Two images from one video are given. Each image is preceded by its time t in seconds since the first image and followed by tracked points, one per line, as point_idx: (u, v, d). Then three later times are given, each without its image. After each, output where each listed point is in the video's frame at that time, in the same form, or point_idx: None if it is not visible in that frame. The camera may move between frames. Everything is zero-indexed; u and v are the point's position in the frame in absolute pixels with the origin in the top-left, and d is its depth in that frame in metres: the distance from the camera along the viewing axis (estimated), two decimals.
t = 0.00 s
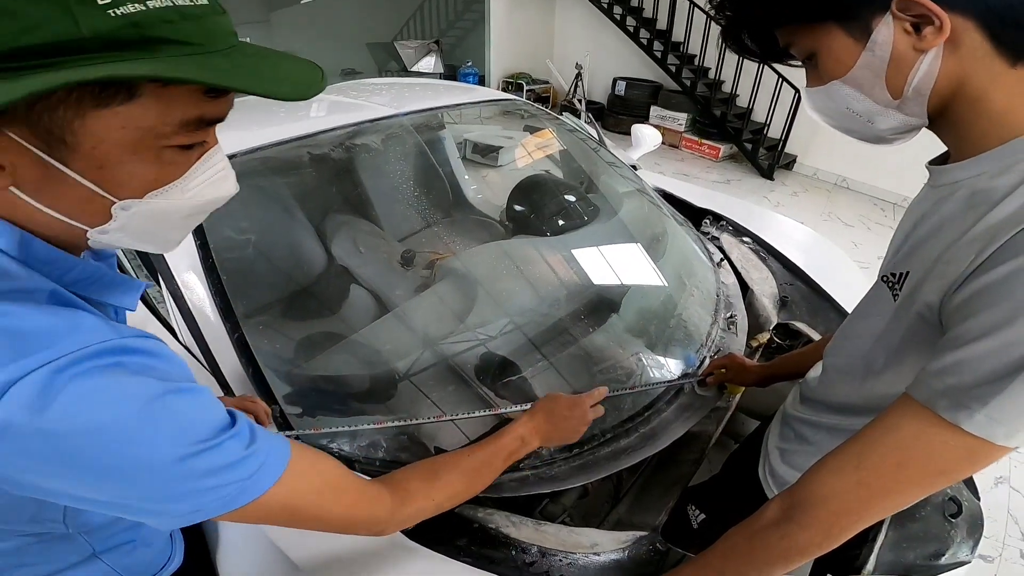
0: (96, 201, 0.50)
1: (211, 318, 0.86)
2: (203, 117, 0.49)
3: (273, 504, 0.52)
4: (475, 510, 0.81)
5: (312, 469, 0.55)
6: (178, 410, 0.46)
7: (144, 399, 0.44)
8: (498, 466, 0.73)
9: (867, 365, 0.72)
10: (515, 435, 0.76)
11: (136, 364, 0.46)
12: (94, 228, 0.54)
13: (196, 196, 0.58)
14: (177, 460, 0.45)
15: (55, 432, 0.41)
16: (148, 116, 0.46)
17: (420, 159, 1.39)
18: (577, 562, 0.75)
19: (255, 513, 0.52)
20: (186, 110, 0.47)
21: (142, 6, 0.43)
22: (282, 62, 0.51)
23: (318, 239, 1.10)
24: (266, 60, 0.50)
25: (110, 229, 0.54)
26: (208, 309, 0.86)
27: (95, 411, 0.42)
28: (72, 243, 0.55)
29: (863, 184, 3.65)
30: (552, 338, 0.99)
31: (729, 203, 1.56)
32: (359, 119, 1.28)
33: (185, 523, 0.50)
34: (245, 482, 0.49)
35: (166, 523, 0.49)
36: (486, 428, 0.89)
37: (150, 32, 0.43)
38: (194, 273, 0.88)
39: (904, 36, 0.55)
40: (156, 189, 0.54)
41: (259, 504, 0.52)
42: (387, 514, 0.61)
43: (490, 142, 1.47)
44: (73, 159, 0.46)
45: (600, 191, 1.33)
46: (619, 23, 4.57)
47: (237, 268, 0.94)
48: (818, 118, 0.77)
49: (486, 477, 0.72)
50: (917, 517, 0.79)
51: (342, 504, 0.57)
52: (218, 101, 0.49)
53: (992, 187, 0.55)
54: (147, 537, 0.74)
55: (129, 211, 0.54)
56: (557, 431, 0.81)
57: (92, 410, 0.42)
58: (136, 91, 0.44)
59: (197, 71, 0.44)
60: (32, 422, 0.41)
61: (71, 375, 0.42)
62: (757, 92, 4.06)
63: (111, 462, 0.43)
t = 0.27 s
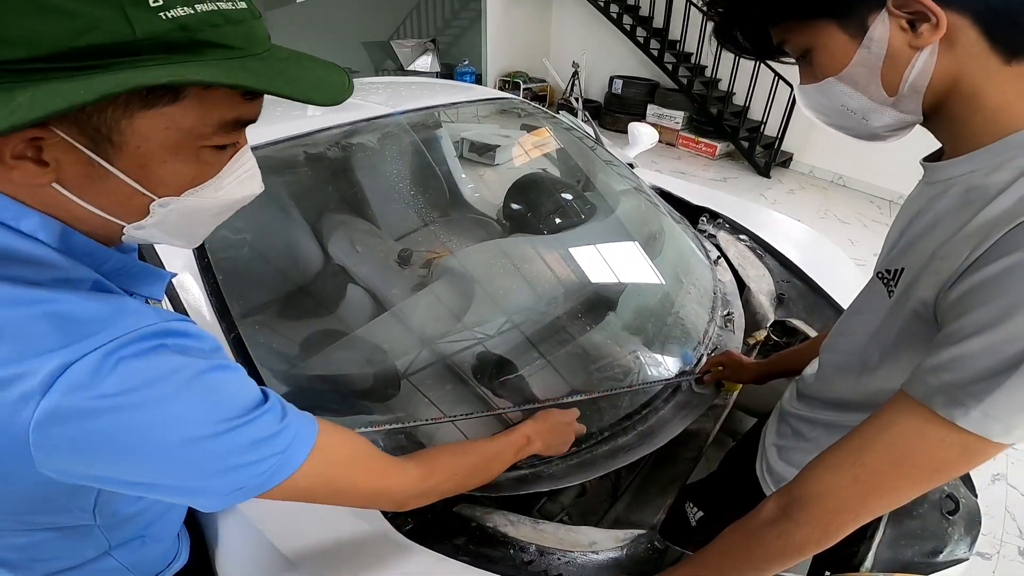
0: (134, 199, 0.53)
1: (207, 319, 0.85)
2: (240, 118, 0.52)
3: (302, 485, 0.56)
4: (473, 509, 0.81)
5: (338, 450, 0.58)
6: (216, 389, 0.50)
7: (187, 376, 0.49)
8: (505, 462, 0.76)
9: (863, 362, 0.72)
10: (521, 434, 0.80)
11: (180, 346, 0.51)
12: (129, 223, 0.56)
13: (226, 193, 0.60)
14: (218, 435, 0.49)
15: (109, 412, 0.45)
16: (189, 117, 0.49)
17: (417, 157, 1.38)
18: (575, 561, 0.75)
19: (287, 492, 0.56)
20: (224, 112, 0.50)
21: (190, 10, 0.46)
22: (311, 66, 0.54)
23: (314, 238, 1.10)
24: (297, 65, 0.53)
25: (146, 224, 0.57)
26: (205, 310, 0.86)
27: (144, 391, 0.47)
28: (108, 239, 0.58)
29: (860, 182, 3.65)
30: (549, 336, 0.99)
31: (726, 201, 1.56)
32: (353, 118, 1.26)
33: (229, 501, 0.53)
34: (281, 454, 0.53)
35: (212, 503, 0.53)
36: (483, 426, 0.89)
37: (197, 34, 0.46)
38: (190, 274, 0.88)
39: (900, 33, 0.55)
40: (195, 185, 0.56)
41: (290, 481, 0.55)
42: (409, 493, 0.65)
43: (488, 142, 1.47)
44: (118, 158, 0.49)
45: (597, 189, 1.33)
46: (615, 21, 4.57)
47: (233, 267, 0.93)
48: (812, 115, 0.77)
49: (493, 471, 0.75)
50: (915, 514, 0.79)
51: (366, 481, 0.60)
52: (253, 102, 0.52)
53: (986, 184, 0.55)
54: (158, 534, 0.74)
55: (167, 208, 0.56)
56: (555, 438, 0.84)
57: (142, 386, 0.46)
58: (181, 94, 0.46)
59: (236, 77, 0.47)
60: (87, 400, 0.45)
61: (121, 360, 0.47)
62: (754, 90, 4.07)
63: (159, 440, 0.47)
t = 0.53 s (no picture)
0: (150, 203, 0.53)
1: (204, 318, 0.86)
2: (254, 122, 0.52)
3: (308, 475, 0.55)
4: (471, 509, 0.81)
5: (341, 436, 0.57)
6: (228, 385, 0.50)
7: (201, 375, 0.48)
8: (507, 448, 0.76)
9: (861, 360, 0.72)
10: (524, 420, 0.79)
11: (195, 343, 0.51)
12: (145, 224, 0.55)
13: (239, 196, 0.60)
14: (229, 430, 0.49)
15: (122, 408, 0.45)
16: (203, 124, 0.48)
17: (414, 157, 1.38)
18: (574, 561, 0.75)
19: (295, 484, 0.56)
20: (239, 117, 0.50)
21: (205, 16, 0.46)
22: (323, 70, 0.54)
23: (312, 238, 1.10)
24: (310, 70, 0.53)
25: (162, 224, 0.56)
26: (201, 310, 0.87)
27: (157, 387, 0.46)
28: (124, 240, 0.57)
29: (857, 180, 3.65)
30: (548, 335, 0.99)
31: (724, 199, 1.55)
32: (351, 117, 1.27)
33: (240, 495, 0.53)
34: (291, 449, 0.53)
35: (222, 497, 0.53)
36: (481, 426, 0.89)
37: (212, 41, 0.46)
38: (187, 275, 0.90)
39: (898, 31, 0.55)
40: (209, 189, 0.56)
41: (299, 476, 0.55)
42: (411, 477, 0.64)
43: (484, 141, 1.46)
44: (135, 163, 0.49)
45: (595, 188, 1.33)
46: (613, 20, 4.57)
47: (230, 268, 0.95)
48: (809, 115, 0.77)
49: (494, 458, 0.74)
50: (913, 512, 0.79)
51: (379, 465, 0.60)
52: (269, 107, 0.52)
53: (984, 183, 0.55)
54: (158, 532, 0.74)
55: (183, 210, 0.56)
56: (558, 424, 0.84)
57: (157, 385, 0.46)
58: (196, 102, 0.46)
59: (250, 82, 0.47)
60: (105, 399, 0.45)
61: (136, 357, 0.46)
62: (751, 89, 4.07)
63: (171, 435, 0.47)
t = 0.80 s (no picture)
0: (146, 206, 0.52)
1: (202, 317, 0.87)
2: (248, 123, 0.52)
3: (334, 443, 0.55)
4: (470, 508, 0.81)
5: (363, 404, 0.58)
6: (240, 360, 0.50)
7: (213, 354, 0.49)
8: (521, 421, 0.77)
9: (860, 359, 0.72)
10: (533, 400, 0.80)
11: (203, 326, 0.51)
12: (143, 228, 0.55)
13: (236, 197, 0.59)
14: (245, 404, 0.49)
15: (138, 390, 0.46)
16: (196, 127, 0.48)
17: (413, 157, 1.38)
18: (574, 560, 0.75)
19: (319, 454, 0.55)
20: (233, 120, 0.50)
21: (196, 17, 0.45)
22: (321, 69, 0.54)
23: (310, 238, 1.09)
24: (305, 69, 0.53)
25: (159, 228, 0.56)
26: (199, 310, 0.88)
27: (170, 367, 0.47)
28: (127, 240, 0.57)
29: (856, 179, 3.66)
30: (546, 335, 0.99)
31: (723, 199, 1.55)
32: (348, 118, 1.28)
33: (263, 472, 0.53)
34: (307, 421, 0.53)
35: (247, 476, 0.52)
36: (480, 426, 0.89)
37: (203, 43, 0.46)
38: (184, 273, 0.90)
39: (897, 31, 0.55)
40: (205, 191, 0.55)
41: (322, 447, 0.55)
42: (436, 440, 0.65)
43: (483, 140, 1.46)
44: (129, 166, 0.49)
45: (593, 187, 1.33)
46: (611, 20, 4.57)
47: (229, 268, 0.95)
48: (807, 115, 0.77)
49: (512, 427, 0.75)
50: (912, 511, 0.80)
51: (398, 427, 0.61)
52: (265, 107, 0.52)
53: (983, 182, 0.56)
54: (162, 531, 0.74)
55: (179, 212, 0.55)
56: (564, 410, 0.85)
57: (172, 366, 0.47)
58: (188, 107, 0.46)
59: (240, 86, 0.47)
60: (122, 383, 0.45)
61: (148, 340, 0.47)
62: (749, 89, 4.07)
63: (189, 415, 0.47)
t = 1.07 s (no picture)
0: (154, 204, 0.52)
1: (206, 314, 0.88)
2: (257, 123, 0.52)
3: (337, 454, 0.56)
4: (470, 508, 0.81)
5: (371, 418, 0.59)
6: (246, 365, 0.50)
7: (219, 357, 0.49)
8: (527, 442, 0.77)
9: (862, 359, 0.72)
10: (544, 421, 0.80)
11: (208, 329, 0.51)
12: (150, 224, 0.55)
13: (240, 196, 0.59)
14: (248, 409, 0.49)
15: (143, 392, 0.46)
16: (207, 126, 0.49)
17: (414, 156, 1.38)
18: (574, 560, 0.75)
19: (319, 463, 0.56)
20: (243, 118, 0.50)
21: (209, 18, 0.45)
22: (328, 70, 0.55)
23: (312, 237, 1.09)
24: (314, 70, 0.53)
25: (166, 225, 0.56)
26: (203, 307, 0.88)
27: (175, 370, 0.47)
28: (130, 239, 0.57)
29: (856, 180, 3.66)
30: (547, 335, 0.99)
31: (724, 199, 1.55)
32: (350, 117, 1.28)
33: (263, 478, 0.53)
34: (310, 428, 0.53)
35: (246, 481, 0.53)
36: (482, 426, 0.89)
37: (216, 44, 0.46)
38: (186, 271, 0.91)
39: (903, 34, 0.55)
40: (212, 190, 0.56)
41: (323, 455, 0.55)
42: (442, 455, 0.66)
43: (483, 140, 1.47)
44: (139, 164, 0.49)
45: (595, 187, 1.33)
46: (612, 20, 4.57)
47: (231, 267, 0.96)
48: (812, 117, 0.77)
49: (519, 446, 0.76)
50: (912, 512, 0.80)
51: (402, 444, 0.61)
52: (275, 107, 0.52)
53: (988, 184, 0.56)
54: (162, 530, 0.74)
55: (185, 211, 0.55)
56: (572, 432, 0.84)
57: (177, 368, 0.47)
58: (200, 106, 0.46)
59: (253, 87, 0.47)
60: (126, 384, 0.45)
61: (154, 342, 0.47)
62: (751, 89, 4.07)
63: (192, 418, 0.47)
